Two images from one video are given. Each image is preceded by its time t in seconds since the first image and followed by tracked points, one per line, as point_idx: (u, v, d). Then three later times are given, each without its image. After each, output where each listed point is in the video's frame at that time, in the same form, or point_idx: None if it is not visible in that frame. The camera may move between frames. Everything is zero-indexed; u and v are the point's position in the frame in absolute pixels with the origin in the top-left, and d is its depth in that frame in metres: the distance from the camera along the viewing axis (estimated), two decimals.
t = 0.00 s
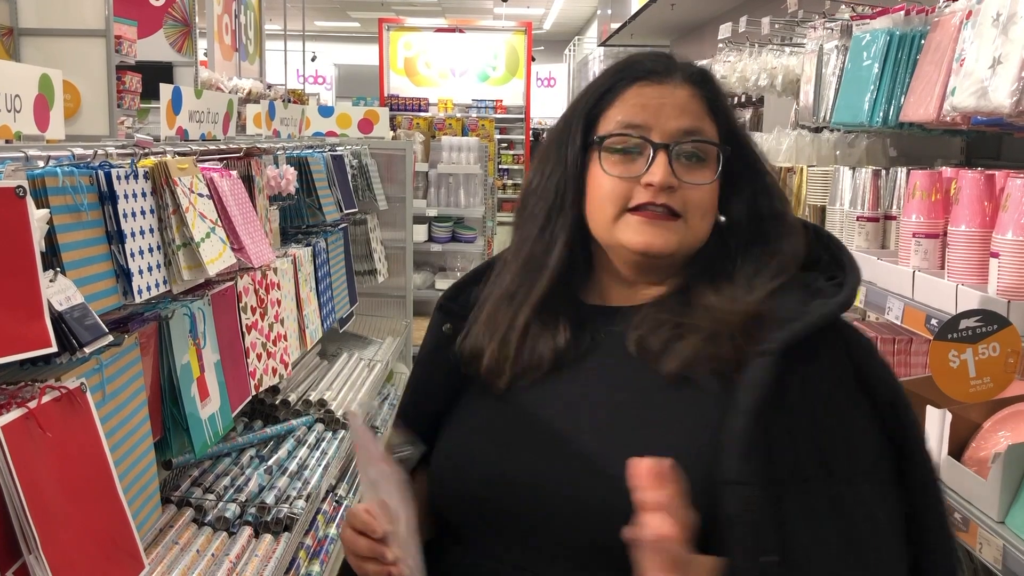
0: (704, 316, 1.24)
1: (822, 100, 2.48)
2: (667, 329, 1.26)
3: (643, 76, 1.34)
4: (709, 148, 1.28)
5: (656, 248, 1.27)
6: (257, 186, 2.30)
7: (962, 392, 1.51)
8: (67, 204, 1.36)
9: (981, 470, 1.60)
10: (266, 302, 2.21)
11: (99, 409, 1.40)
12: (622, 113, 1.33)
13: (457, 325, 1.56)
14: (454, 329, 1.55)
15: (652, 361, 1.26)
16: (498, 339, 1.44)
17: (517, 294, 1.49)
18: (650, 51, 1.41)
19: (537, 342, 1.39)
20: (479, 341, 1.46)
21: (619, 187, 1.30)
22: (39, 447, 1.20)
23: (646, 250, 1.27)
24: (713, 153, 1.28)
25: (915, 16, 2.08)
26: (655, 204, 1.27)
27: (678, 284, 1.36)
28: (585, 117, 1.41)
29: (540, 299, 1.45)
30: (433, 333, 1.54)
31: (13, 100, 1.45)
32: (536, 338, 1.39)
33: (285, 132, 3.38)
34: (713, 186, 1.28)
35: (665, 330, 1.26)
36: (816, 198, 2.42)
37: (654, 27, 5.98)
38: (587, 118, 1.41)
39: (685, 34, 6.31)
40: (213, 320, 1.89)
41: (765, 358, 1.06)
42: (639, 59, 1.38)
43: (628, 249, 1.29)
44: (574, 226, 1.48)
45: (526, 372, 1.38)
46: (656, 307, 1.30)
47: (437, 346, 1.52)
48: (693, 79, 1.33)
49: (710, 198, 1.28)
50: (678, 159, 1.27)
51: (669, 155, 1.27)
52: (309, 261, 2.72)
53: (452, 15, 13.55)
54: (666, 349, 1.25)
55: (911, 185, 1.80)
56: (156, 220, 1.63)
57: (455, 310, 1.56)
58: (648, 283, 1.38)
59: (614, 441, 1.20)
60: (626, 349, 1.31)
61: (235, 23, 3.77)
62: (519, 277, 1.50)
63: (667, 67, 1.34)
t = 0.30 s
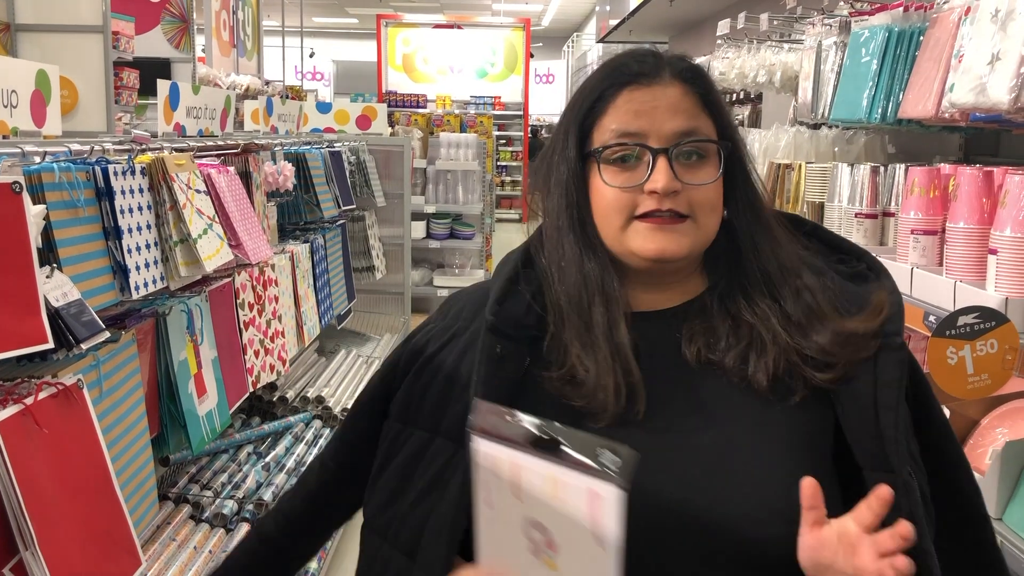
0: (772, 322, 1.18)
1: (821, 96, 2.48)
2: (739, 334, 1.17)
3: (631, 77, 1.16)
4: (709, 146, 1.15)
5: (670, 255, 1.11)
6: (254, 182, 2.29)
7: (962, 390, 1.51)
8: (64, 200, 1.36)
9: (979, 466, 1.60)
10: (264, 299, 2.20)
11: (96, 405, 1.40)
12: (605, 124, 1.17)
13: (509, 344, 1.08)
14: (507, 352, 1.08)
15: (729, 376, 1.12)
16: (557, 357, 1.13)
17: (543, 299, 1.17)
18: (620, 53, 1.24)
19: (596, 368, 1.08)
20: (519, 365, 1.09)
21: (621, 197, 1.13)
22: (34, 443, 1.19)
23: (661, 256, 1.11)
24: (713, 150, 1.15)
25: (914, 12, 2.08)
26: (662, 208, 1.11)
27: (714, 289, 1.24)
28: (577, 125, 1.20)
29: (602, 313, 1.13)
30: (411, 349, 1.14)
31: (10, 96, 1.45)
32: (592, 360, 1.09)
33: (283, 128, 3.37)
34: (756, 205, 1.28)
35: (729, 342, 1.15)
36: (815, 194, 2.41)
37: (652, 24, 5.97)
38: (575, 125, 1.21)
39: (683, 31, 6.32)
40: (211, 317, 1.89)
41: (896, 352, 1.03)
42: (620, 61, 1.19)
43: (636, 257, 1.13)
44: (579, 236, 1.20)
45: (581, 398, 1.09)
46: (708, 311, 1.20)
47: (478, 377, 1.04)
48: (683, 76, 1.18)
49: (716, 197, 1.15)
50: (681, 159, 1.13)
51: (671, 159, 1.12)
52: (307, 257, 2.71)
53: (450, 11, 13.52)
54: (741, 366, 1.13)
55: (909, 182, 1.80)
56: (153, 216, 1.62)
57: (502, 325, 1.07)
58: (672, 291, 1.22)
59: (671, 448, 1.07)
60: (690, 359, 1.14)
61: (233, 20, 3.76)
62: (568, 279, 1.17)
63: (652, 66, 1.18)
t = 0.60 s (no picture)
0: (753, 324, 1.19)
1: (819, 93, 2.47)
2: (716, 340, 1.18)
3: (616, 64, 1.19)
4: (694, 135, 1.18)
5: (650, 246, 1.13)
6: (251, 177, 2.28)
7: (960, 387, 1.49)
8: (60, 195, 1.35)
9: (976, 463, 1.60)
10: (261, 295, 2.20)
11: (92, 401, 1.39)
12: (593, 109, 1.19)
13: (494, 344, 1.11)
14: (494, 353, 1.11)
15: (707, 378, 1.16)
16: (539, 355, 1.16)
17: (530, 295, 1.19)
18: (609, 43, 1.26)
19: (578, 366, 1.12)
20: (504, 364, 1.13)
21: (605, 185, 1.15)
22: (30, 439, 1.19)
23: (641, 248, 1.13)
24: (697, 140, 1.18)
25: (913, 9, 2.07)
26: (645, 198, 1.13)
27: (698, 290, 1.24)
28: (564, 115, 1.22)
29: (582, 306, 1.16)
30: (393, 350, 1.16)
31: (6, 90, 1.44)
32: (574, 359, 1.13)
33: (280, 124, 3.36)
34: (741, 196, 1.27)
35: (708, 344, 1.17)
36: (813, 191, 2.40)
37: (651, 20, 5.97)
38: (562, 113, 1.22)
39: (681, 27, 6.30)
40: (207, 313, 1.88)
41: (882, 363, 1.09)
42: (607, 50, 1.22)
43: (619, 248, 1.15)
44: (563, 229, 1.21)
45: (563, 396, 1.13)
46: (688, 313, 1.21)
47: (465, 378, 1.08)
48: (671, 64, 1.19)
49: (698, 190, 1.17)
50: (665, 148, 1.15)
51: (656, 147, 1.14)
52: (304, 253, 2.70)
53: (448, 7, 13.47)
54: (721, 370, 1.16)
55: (908, 179, 1.81)
56: (150, 212, 1.62)
57: (488, 325, 1.10)
58: (653, 290, 1.23)
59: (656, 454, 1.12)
60: (671, 359, 1.16)
61: (230, 15, 3.75)
62: (552, 272, 1.18)
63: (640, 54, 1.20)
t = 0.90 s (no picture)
0: (703, 314, 1.20)
1: (816, 91, 2.47)
2: (657, 332, 1.18)
3: (579, 51, 1.20)
4: (654, 124, 1.17)
5: (604, 232, 1.12)
6: (248, 174, 2.28)
7: (956, 385, 1.52)
8: (56, 192, 1.35)
9: (973, 461, 1.60)
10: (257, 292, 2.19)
11: (89, 398, 1.39)
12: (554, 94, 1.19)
13: (442, 334, 1.16)
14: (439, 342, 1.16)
15: (650, 368, 1.17)
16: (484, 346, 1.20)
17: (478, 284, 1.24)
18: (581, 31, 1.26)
19: (511, 357, 1.17)
20: (451, 353, 1.17)
21: (562, 170, 1.14)
22: (26, 437, 1.18)
23: (596, 234, 1.12)
24: (658, 128, 1.17)
25: (911, 7, 2.06)
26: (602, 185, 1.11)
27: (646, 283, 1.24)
28: (524, 99, 1.23)
29: (520, 297, 1.19)
30: (349, 334, 1.23)
31: (3, 87, 1.43)
32: (507, 351, 1.17)
33: (276, 121, 3.36)
34: (698, 189, 1.25)
35: (651, 335, 1.18)
36: (810, 188, 2.40)
37: (648, 18, 5.96)
38: (522, 99, 1.23)
39: (679, 25, 6.30)
40: (203, 310, 1.88)
41: (829, 341, 1.08)
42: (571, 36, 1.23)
43: (574, 235, 1.14)
44: (515, 214, 1.25)
45: (495, 385, 1.17)
46: (633, 305, 1.21)
47: (410, 365, 1.13)
48: (632, 53, 1.20)
49: (657, 178, 1.15)
50: (624, 136, 1.14)
51: (614, 134, 1.13)
52: (301, 250, 2.69)
53: (446, 4, 13.43)
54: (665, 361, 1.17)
55: (905, 177, 1.81)
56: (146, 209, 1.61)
57: (435, 314, 1.16)
58: (608, 280, 1.23)
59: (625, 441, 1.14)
60: (614, 348, 1.19)
61: (227, 12, 3.74)
62: (500, 261, 1.23)
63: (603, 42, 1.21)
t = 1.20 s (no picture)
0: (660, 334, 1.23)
1: (813, 90, 2.47)
2: (609, 336, 1.23)
3: (552, 62, 1.19)
4: (619, 165, 1.20)
5: (564, 273, 1.19)
6: (244, 174, 2.27)
7: (952, 383, 1.51)
8: (52, 192, 1.35)
9: (968, 460, 1.60)
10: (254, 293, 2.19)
11: (85, 399, 1.39)
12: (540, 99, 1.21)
13: (402, 339, 1.19)
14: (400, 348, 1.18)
15: (606, 374, 1.21)
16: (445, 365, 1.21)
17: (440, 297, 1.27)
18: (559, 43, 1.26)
19: (462, 379, 1.18)
20: (410, 360, 1.20)
21: (522, 208, 1.19)
22: (22, 437, 1.18)
23: (555, 275, 1.19)
24: (623, 166, 1.20)
25: (907, 6, 2.06)
26: (560, 229, 1.18)
27: (609, 288, 1.28)
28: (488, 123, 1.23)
29: (478, 322, 1.22)
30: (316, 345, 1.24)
31: None
32: (461, 371, 1.19)
33: (272, 121, 3.35)
34: (658, 192, 1.28)
35: (603, 343, 1.22)
36: (807, 188, 2.40)
37: (645, 17, 5.96)
38: (486, 116, 1.23)
39: (676, 24, 6.30)
40: (200, 311, 1.88)
41: (789, 340, 1.12)
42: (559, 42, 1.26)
43: (535, 270, 1.21)
44: (477, 238, 1.28)
45: (449, 406, 1.20)
46: (590, 307, 1.26)
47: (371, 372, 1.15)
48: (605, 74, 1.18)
49: (619, 214, 1.21)
50: (587, 176, 1.18)
51: (578, 177, 1.17)
52: (297, 250, 2.69)
53: (442, 3, 13.41)
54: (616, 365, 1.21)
55: (901, 177, 1.81)
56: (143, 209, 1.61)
57: (394, 321, 1.18)
58: (569, 291, 1.28)
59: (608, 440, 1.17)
60: (570, 354, 1.23)
61: (223, 11, 3.73)
62: (462, 282, 1.26)
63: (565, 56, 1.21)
